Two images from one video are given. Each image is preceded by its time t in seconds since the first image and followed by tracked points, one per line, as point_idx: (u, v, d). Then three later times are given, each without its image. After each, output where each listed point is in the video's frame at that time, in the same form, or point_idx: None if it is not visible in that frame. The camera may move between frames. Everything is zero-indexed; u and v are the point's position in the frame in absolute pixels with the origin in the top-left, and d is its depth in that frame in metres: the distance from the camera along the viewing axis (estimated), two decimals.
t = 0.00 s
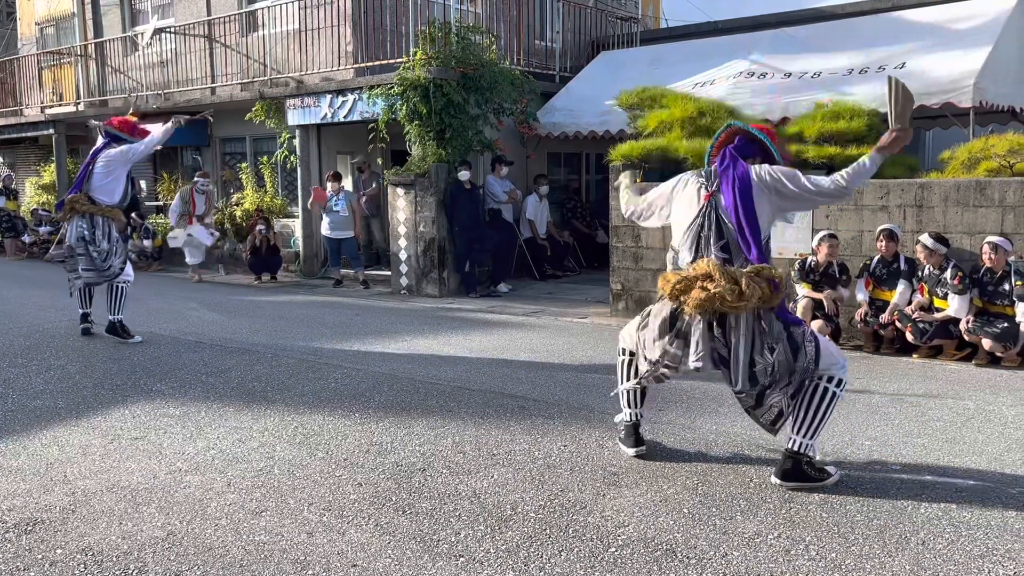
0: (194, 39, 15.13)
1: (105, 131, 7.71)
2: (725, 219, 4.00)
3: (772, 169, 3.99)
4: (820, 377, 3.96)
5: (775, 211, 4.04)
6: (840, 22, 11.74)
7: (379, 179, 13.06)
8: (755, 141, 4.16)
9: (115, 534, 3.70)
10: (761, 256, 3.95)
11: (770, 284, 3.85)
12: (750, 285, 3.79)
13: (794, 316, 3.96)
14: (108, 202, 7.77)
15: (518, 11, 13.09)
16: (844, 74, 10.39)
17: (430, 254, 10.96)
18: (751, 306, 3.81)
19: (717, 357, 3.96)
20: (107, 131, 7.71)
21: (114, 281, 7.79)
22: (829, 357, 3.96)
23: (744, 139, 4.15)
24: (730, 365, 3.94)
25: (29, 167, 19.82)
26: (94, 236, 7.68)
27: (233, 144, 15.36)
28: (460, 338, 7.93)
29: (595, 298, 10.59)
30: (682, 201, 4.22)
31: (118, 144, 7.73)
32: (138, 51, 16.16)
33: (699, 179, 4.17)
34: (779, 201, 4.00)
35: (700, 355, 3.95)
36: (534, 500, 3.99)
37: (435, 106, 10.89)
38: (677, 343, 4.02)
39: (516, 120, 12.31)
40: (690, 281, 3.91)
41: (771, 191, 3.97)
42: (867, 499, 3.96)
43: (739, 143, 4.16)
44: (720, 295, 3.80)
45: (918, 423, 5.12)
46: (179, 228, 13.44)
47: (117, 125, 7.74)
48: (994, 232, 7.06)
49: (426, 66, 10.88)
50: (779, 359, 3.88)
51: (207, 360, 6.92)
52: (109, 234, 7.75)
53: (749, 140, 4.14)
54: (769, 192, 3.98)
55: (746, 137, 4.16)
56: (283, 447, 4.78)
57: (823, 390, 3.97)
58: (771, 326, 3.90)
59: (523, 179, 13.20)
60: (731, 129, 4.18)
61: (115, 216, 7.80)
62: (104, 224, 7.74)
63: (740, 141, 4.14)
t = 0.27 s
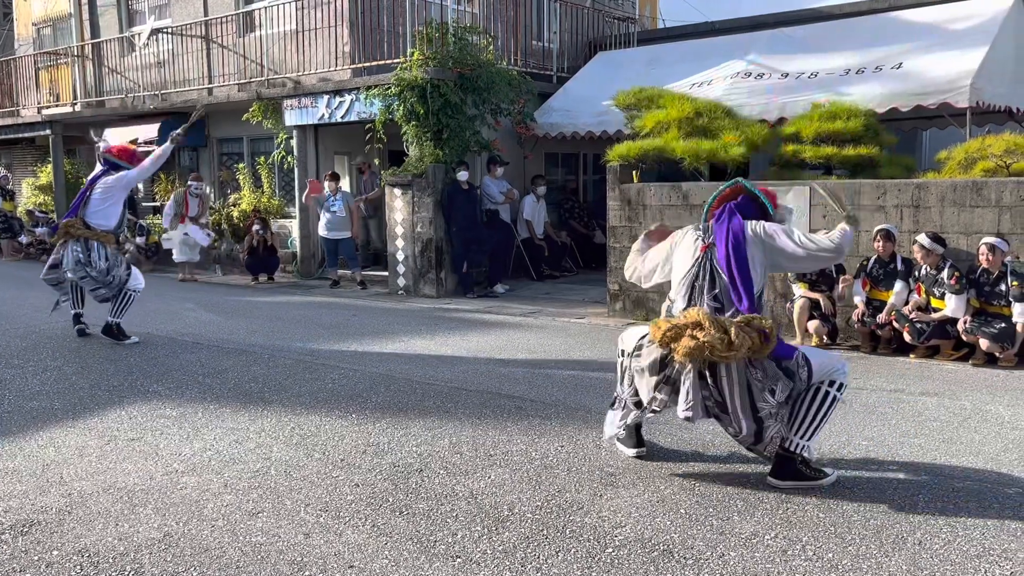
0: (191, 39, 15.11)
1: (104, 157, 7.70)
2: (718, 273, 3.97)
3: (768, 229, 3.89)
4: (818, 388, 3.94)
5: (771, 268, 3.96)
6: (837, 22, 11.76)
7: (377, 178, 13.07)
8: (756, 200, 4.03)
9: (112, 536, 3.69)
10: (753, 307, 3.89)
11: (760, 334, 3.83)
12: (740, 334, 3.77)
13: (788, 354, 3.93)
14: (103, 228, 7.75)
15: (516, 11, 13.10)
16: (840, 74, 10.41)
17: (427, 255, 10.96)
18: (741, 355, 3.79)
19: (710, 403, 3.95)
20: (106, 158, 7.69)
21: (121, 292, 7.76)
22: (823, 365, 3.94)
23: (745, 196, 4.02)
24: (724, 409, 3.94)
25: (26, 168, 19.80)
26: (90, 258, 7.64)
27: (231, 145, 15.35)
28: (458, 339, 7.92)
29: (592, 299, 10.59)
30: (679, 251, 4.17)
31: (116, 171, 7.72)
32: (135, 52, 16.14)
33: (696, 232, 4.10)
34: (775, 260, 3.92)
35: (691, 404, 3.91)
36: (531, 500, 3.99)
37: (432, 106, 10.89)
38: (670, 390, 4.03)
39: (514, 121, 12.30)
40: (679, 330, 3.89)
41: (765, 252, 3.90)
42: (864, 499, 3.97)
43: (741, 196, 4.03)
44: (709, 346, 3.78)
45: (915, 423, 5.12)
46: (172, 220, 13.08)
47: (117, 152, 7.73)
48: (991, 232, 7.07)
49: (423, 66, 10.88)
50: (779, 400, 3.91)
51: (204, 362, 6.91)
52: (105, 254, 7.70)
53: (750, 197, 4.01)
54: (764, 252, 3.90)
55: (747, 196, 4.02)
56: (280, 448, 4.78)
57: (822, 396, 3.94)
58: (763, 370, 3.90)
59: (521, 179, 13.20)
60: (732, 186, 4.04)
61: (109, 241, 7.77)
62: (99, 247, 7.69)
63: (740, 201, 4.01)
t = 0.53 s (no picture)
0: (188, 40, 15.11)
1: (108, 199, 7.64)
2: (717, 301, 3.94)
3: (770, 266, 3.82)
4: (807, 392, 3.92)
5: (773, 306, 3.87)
6: (835, 23, 11.77)
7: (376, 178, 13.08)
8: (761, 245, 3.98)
9: (110, 536, 3.69)
10: (746, 335, 3.87)
11: (755, 361, 3.80)
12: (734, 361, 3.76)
13: (781, 377, 3.88)
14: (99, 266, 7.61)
15: (513, 12, 13.10)
16: (838, 75, 10.42)
17: (425, 255, 10.96)
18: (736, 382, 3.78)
19: (704, 428, 3.95)
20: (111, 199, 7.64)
21: (126, 305, 7.71)
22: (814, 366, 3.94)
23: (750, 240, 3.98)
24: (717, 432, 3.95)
25: (23, 169, 19.76)
26: (87, 293, 7.61)
27: (228, 146, 15.34)
28: (455, 340, 7.93)
29: (589, 300, 10.60)
30: (678, 280, 4.12)
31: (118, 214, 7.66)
32: (133, 53, 16.13)
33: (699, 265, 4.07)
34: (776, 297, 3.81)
35: (683, 431, 3.89)
36: (528, 501, 3.99)
37: (430, 107, 10.89)
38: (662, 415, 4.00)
39: (511, 121, 12.30)
40: (672, 356, 3.86)
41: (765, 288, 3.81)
42: (861, 499, 3.97)
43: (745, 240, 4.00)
44: (702, 374, 3.77)
45: (912, 424, 5.12)
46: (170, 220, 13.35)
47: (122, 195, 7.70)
48: (988, 233, 7.08)
49: (421, 67, 10.89)
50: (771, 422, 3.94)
51: (202, 363, 6.91)
52: (104, 285, 7.66)
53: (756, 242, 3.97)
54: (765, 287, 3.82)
55: (752, 239, 3.99)
56: (278, 448, 4.78)
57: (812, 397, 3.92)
58: (756, 396, 3.89)
59: (518, 180, 13.20)
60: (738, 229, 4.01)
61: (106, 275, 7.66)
62: (96, 281, 7.63)
63: (744, 242, 3.98)
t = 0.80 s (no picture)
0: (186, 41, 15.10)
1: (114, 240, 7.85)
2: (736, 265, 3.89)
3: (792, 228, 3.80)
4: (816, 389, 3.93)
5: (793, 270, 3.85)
6: (832, 24, 11.78)
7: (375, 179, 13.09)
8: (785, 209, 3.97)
9: (107, 537, 3.69)
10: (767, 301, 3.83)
11: (774, 328, 3.83)
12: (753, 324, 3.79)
13: (798, 357, 3.91)
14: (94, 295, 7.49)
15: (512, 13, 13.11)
16: (835, 75, 10.43)
17: (423, 256, 10.96)
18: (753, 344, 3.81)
19: (713, 394, 3.96)
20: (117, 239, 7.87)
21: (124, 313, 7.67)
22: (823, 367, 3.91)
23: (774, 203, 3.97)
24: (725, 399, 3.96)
25: (21, 169, 19.75)
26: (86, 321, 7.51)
27: (226, 146, 15.34)
28: (454, 340, 7.93)
29: (588, 300, 10.60)
30: (698, 241, 4.09)
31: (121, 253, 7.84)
32: (131, 53, 16.12)
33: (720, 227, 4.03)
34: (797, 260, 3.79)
35: (693, 392, 3.91)
36: (526, 501, 3.99)
37: (428, 107, 10.89)
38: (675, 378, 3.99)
39: (509, 121, 12.30)
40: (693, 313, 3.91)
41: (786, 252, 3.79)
42: (859, 499, 3.97)
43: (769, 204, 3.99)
44: (721, 332, 3.81)
45: (910, 424, 5.13)
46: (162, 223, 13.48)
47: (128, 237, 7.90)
48: (985, 233, 7.09)
49: (419, 67, 10.88)
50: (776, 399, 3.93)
51: (200, 363, 6.91)
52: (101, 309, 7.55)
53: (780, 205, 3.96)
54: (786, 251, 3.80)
55: (776, 205, 3.99)
56: (276, 449, 4.78)
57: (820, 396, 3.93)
58: (770, 368, 3.90)
59: (516, 180, 13.20)
60: (762, 196, 4.02)
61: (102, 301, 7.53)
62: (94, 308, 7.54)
63: (767, 208, 3.98)
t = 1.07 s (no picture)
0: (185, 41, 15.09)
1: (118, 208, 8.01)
2: (792, 191, 3.98)
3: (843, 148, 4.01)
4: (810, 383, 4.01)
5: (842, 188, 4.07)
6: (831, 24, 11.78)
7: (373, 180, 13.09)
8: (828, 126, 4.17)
9: (106, 537, 3.68)
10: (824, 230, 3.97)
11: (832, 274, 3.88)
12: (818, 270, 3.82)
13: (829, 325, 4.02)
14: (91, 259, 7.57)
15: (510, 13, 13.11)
16: (834, 76, 10.43)
17: (422, 256, 10.96)
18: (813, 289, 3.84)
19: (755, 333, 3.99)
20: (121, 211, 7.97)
21: (117, 308, 7.74)
22: (827, 362, 4.03)
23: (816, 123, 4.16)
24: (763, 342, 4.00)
25: (19, 169, 19.73)
26: (76, 287, 7.57)
27: (225, 146, 15.33)
28: (452, 340, 7.93)
29: (587, 300, 10.60)
30: (745, 163, 4.16)
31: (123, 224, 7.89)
32: (129, 53, 16.12)
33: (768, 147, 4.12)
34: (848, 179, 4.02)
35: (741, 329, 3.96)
36: (525, 501, 3.99)
37: (427, 107, 10.89)
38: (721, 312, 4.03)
39: (508, 121, 12.30)
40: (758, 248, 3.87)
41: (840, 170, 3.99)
42: (857, 499, 3.97)
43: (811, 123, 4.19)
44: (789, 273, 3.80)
45: (909, 424, 5.13)
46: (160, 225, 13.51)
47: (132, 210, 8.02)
48: (984, 233, 7.09)
49: (418, 67, 10.88)
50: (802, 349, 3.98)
51: (199, 363, 6.90)
52: (93, 282, 7.61)
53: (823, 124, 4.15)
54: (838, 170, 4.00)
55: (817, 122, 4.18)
56: (274, 449, 4.77)
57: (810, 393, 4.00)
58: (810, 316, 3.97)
59: (515, 181, 13.19)
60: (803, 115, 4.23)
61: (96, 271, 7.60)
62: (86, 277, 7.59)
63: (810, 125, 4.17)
